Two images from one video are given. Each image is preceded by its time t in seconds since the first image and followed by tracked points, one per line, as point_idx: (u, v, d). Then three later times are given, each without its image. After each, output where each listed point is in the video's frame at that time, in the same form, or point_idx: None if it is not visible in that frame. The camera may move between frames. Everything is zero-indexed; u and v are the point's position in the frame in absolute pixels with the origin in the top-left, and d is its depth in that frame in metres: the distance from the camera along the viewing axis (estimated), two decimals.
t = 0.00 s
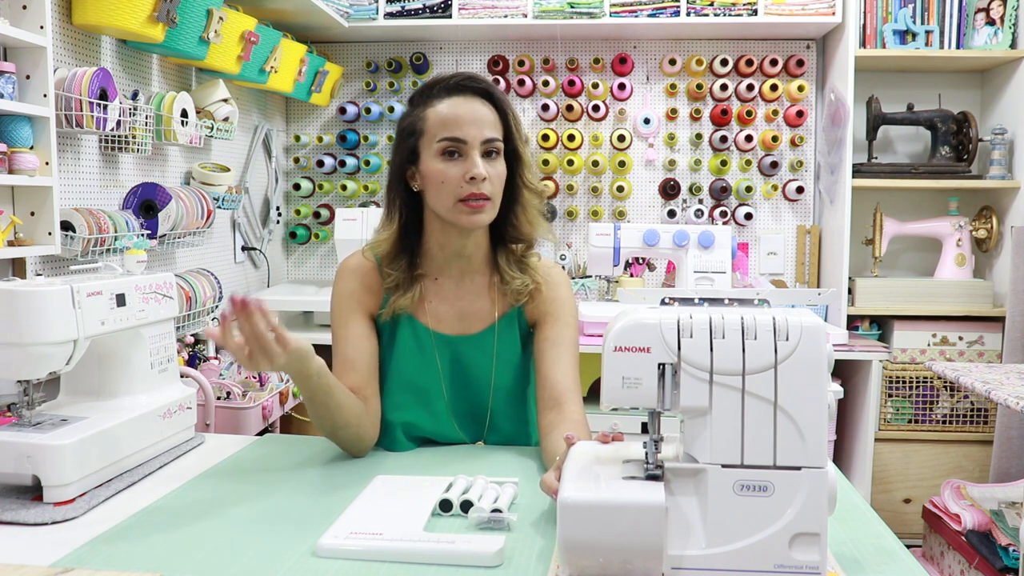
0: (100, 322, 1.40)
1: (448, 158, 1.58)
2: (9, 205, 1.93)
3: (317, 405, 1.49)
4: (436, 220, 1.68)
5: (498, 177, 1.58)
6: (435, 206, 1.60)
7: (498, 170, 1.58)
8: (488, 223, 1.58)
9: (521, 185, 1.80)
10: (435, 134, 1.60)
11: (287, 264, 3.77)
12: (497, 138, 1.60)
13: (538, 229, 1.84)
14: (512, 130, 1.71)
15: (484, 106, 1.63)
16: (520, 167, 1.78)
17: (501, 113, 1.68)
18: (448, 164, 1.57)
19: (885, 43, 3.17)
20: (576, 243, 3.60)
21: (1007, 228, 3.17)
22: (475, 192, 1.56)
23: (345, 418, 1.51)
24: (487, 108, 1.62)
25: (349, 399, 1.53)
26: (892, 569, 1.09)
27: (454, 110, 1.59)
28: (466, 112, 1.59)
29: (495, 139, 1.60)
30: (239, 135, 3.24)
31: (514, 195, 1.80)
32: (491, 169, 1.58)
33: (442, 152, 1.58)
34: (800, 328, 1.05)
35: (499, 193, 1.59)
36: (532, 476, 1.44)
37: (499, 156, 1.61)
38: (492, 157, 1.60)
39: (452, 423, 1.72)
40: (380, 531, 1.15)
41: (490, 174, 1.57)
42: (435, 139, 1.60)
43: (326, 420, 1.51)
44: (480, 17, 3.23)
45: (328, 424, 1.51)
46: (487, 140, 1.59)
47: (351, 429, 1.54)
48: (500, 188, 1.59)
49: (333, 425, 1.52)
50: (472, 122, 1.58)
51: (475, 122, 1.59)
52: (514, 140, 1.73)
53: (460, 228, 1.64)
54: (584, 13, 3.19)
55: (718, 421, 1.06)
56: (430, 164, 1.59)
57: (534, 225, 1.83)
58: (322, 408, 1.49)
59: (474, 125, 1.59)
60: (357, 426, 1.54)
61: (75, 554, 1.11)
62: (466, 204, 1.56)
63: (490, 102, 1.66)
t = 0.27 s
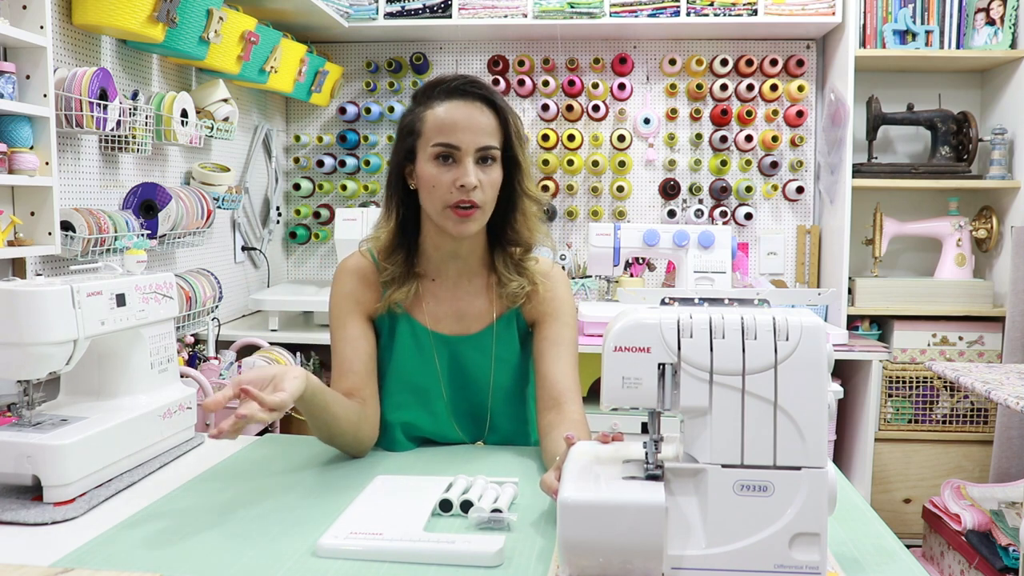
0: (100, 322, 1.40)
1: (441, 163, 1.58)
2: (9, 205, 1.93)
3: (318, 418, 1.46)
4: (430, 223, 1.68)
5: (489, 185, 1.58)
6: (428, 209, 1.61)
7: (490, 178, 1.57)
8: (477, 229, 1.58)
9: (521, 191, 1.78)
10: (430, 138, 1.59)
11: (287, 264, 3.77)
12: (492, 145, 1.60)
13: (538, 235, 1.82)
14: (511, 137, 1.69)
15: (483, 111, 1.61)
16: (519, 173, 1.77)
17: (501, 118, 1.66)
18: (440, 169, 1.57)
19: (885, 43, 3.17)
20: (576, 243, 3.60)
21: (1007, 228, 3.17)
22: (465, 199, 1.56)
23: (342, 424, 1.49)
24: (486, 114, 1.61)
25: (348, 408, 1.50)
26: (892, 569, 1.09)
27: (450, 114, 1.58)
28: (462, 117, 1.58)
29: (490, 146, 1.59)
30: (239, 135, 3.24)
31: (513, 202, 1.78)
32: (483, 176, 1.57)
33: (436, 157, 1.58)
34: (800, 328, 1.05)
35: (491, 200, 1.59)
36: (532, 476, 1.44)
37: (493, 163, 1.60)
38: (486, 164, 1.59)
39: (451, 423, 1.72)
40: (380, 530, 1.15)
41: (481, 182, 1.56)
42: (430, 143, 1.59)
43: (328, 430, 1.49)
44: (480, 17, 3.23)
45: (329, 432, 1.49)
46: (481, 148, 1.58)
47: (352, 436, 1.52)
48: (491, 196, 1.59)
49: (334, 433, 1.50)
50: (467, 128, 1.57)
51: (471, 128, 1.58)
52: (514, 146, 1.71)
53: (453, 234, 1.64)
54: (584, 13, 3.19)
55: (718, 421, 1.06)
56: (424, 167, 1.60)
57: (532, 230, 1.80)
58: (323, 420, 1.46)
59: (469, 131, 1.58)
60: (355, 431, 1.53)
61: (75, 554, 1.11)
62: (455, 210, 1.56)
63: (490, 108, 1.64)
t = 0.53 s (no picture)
0: (100, 322, 1.40)
1: (442, 163, 1.58)
2: (9, 205, 1.93)
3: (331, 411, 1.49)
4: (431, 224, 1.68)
5: (489, 185, 1.58)
6: (428, 209, 1.61)
7: (490, 178, 1.57)
8: (477, 231, 1.59)
9: (522, 192, 1.78)
10: (431, 138, 1.59)
11: (287, 264, 3.77)
12: (493, 145, 1.59)
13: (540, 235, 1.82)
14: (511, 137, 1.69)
15: (484, 111, 1.61)
16: (521, 174, 1.76)
17: (502, 119, 1.66)
18: (441, 170, 1.57)
19: (885, 43, 3.17)
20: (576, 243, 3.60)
21: (1007, 228, 3.17)
22: (465, 200, 1.56)
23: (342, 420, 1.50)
24: (487, 115, 1.61)
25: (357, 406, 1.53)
26: (891, 569, 1.09)
27: (451, 114, 1.58)
28: (463, 117, 1.58)
29: (490, 147, 1.59)
30: (239, 135, 3.24)
31: (515, 204, 1.78)
32: (483, 177, 1.57)
33: (436, 157, 1.58)
34: (799, 328, 1.05)
35: (491, 201, 1.59)
36: (532, 476, 1.44)
37: (493, 164, 1.59)
38: (487, 164, 1.59)
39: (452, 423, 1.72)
40: (380, 531, 1.15)
41: (481, 182, 1.56)
42: (430, 143, 1.59)
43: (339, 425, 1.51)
44: (481, 17, 3.23)
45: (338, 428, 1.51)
46: (481, 148, 1.57)
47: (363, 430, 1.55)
48: (492, 196, 1.58)
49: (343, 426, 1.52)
50: (468, 129, 1.57)
51: (471, 129, 1.57)
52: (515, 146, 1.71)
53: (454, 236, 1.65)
54: (584, 13, 3.19)
55: (718, 421, 1.06)
56: (424, 167, 1.60)
57: (535, 231, 1.81)
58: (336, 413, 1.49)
59: (469, 132, 1.57)
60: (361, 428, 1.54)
61: (75, 554, 1.11)
62: (456, 211, 1.56)
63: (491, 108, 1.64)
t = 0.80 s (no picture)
0: (100, 322, 1.40)
1: (444, 156, 1.57)
2: (9, 205, 1.93)
3: (338, 410, 1.51)
4: (431, 220, 1.68)
5: (490, 183, 1.56)
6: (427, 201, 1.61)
7: (490, 176, 1.56)
8: (473, 227, 1.58)
9: (525, 198, 1.76)
10: (438, 131, 1.59)
11: (287, 264, 3.77)
12: (497, 144, 1.59)
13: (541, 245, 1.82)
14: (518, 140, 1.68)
15: (492, 110, 1.61)
16: (526, 180, 1.75)
17: (511, 120, 1.66)
18: (442, 162, 1.56)
19: (885, 43, 3.17)
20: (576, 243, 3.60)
21: (1007, 228, 3.17)
22: (462, 194, 1.55)
23: (347, 417, 1.51)
24: (495, 114, 1.61)
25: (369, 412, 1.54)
26: (891, 569, 1.09)
27: (459, 110, 1.58)
28: (470, 113, 1.58)
29: (494, 146, 1.59)
30: (239, 135, 3.24)
31: (518, 209, 1.77)
32: (484, 174, 1.56)
33: (440, 150, 1.57)
34: (799, 328, 1.05)
35: (491, 199, 1.58)
36: (532, 476, 1.44)
37: (496, 163, 1.59)
38: (489, 163, 1.58)
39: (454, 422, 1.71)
40: (380, 530, 1.15)
41: (480, 178, 1.55)
42: (436, 136, 1.59)
43: (343, 424, 1.52)
44: (481, 17, 3.23)
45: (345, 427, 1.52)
46: (484, 146, 1.58)
47: (368, 434, 1.54)
48: (491, 194, 1.57)
49: (348, 426, 1.52)
50: (473, 125, 1.57)
51: (477, 125, 1.58)
52: (522, 150, 1.70)
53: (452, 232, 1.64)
54: (584, 13, 3.19)
55: (718, 421, 1.06)
56: (426, 159, 1.59)
57: (537, 238, 1.80)
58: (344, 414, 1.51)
59: (475, 128, 1.57)
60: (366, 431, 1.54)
61: (75, 554, 1.11)
62: (453, 204, 1.56)
63: (500, 108, 1.64)
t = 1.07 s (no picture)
0: (100, 322, 1.40)
1: (448, 157, 1.58)
2: (9, 205, 1.93)
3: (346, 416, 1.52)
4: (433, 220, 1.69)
5: (492, 186, 1.58)
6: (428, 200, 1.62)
7: (493, 178, 1.57)
8: (474, 228, 1.59)
9: (528, 201, 1.77)
10: (443, 131, 1.59)
11: (287, 264, 3.77)
12: (501, 147, 1.59)
13: (543, 247, 1.84)
14: (522, 144, 1.68)
15: (498, 113, 1.61)
16: (529, 185, 1.75)
17: (517, 124, 1.66)
18: (445, 162, 1.57)
19: (885, 43, 3.17)
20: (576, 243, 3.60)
21: (1007, 228, 3.17)
22: (464, 194, 1.56)
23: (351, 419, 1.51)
24: (501, 118, 1.61)
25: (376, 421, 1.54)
26: (891, 569, 1.09)
27: (465, 111, 1.58)
28: (476, 116, 1.58)
29: (498, 149, 1.59)
30: (239, 135, 3.24)
31: (521, 211, 1.78)
32: (487, 176, 1.57)
33: (444, 151, 1.58)
34: (800, 328, 1.05)
35: (493, 201, 1.59)
36: (532, 476, 1.44)
37: (499, 166, 1.59)
38: (493, 165, 1.59)
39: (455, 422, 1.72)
40: (380, 530, 1.15)
41: (482, 181, 1.56)
42: (441, 136, 1.59)
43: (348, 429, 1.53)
44: (481, 17, 3.23)
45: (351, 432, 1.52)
46: (489, 148, 1.58)
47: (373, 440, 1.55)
48: (494, 196, 1.58)
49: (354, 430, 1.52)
50: (478, 127, 1.57)
51: (482, 128, 1.57)
52: (526, 155, 1.70)
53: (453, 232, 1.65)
54: (584, 13, 3.19)
55: (718, 421, 1.06)
56: (431, 158, 1.60)
57: (539, 242, 1.83)
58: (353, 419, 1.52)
59: (479, 130, 1.57)
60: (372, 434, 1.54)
61: (75, 554, 1.11)
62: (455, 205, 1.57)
63: (507, 112, 1.63)
